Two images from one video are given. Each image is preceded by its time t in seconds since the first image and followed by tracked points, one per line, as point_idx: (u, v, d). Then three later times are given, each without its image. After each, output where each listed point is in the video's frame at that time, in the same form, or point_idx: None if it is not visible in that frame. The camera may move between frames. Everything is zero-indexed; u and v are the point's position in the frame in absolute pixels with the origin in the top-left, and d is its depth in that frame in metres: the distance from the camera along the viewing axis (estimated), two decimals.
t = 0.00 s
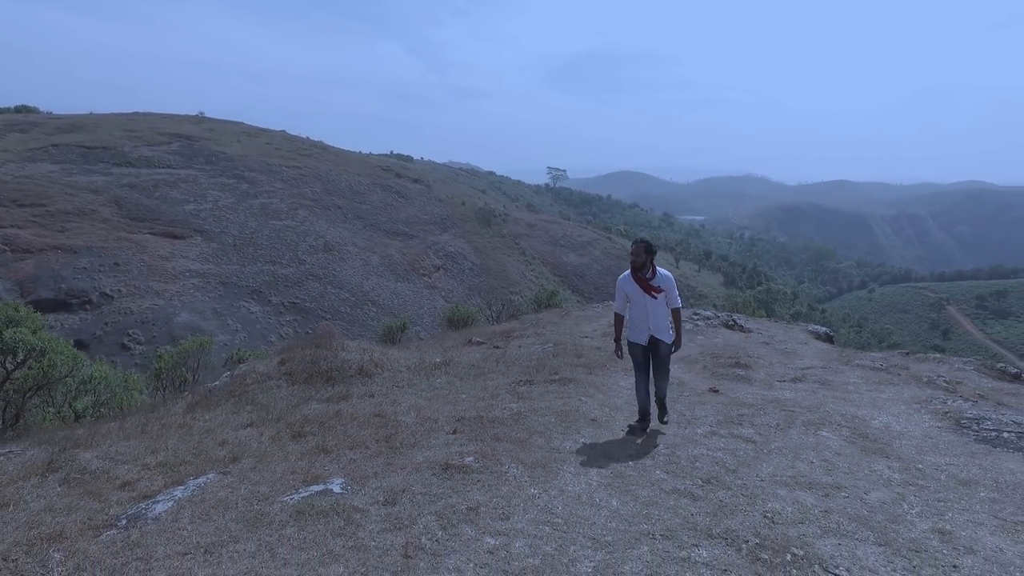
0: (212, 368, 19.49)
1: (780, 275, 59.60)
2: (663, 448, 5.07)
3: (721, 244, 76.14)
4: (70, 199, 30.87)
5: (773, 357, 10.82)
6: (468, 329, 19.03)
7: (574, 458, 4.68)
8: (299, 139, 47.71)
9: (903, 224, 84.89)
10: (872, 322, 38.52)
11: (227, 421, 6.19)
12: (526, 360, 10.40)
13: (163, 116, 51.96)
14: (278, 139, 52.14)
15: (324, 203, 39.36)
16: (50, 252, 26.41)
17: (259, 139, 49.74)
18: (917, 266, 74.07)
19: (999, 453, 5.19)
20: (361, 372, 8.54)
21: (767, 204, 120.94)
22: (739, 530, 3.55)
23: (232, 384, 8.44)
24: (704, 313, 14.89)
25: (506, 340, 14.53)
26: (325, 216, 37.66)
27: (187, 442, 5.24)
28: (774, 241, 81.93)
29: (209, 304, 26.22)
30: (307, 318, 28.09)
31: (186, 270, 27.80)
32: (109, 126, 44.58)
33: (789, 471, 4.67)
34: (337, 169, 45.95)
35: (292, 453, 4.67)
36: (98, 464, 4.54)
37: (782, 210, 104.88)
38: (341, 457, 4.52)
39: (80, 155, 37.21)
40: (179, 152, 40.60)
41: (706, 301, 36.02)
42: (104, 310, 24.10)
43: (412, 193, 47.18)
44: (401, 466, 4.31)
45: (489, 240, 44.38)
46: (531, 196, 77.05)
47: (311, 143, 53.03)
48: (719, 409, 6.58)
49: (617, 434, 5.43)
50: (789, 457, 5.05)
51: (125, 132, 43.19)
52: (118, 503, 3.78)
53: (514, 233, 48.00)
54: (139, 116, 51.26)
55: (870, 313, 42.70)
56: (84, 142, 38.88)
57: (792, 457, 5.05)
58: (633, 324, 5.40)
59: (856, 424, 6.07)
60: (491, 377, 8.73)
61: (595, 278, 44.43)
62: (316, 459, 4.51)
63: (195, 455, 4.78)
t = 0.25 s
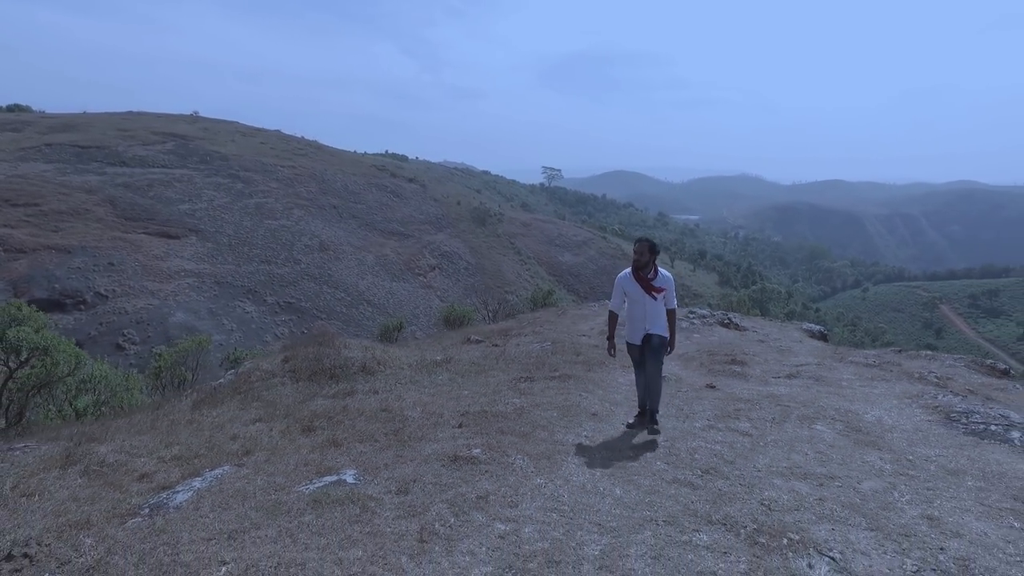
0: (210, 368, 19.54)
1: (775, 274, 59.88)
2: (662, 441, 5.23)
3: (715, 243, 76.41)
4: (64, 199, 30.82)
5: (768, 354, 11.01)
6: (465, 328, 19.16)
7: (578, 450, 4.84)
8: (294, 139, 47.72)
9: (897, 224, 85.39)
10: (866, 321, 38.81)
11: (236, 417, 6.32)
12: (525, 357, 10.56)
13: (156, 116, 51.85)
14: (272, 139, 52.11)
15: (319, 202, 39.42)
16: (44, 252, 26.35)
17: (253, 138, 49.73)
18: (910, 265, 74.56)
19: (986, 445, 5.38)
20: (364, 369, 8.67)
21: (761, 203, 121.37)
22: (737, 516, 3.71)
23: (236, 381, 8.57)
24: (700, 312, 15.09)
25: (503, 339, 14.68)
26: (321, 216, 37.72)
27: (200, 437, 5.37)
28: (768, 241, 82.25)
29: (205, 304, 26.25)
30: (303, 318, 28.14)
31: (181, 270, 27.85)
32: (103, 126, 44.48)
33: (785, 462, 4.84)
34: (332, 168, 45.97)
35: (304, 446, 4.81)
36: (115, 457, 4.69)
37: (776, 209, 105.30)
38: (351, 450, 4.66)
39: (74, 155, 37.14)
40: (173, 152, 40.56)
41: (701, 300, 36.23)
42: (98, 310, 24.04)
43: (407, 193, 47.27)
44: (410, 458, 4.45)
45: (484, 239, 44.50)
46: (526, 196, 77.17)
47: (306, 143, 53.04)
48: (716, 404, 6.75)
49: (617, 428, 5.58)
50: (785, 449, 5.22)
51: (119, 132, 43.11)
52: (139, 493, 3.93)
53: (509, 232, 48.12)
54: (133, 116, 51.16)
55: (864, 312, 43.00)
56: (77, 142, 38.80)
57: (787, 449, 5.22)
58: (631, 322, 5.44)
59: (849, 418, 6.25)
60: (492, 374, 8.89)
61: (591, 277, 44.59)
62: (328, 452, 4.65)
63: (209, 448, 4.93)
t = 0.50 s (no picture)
0: (202, 368, 19.54)
1: (766, 274, 60.36)
2: (658, 436, 5.36)
3: (706, 242, 76.87)
4: (52, 199, 30.64)
5: (759, 352, 11.19)
6: (457, 328, 19.28)
7: (576, 445, 4.97)
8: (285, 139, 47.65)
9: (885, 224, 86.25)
10: (855, 319, 39.23)
11: (239, 414, 6.42)
12: (519, 356, 10.68)
13: (145, 115, 51.57)
14: (263, 138, 51.98)
15: (310, 202, 39.40)
16: (32, 253, 26.17)
17: (244, 138, 49.61)
18: (898, 264, 75.38)
19: (971, 438, 5.57)
20: (361, 368, 8.78)
21: (751, 203, 122.13)
22: (731, 506, 3.85)
23: (235, 381, 8.65)
24: (691, 310, 15.27)
25: (497, 338, 14.80)
26: (312, 215, 37.70)
27: (205, 434, 5.47)
28: (758, 240, 82.84)
29: (195, 304, 26.19)
30: (294, 318, 28.13)
31: (171, 270, 27.78)
32: (92, 125, 44.24)
33: (777, 456, 4.99)
34: (323, 168, 45.94)
35: (309, 442, 4.92)
36: (124, 454, 4.78)
37: (765, 209, 106.01)
38: (356, 445, 4.78)
39: (62, 154, 36.92)
40: (163, 151, 40.41)
41: (692, 300, 36.50)
42: (87, 311, 23.92)
43: (399, 193, 47.32)
44: (414, 453, 4.57)
45: (476, 239, 44.63)
46: (517, 195, 77.36)
47: (297, 142, 52.99)
48: (710, 401, 6.89)
49: (614, 424, 5.71)
50: (776, 443, 5.38)
51: (108, 131, 42.90)
52: (152, 487, 4.04)
53: (501, 232, 48.27)
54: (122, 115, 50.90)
55: (853, 311, 43.45)
56: (66, 141, 38.57)
57: (779, 443, 5.37)
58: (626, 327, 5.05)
59: (839, 413, 6.42)
60: (488, 372, 9.01)
61: (582, 277, 44.79)
62: (334, 447, 4.77)
63: (217, 444, 5.03)
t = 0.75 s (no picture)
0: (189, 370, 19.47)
1: (751, 274, 60.95)
2: (648, 434, 5.51)
3: (691, 242, 77.45)
4: (33, 200, 30.31)
5: (745, 352, 11.41)
6: (445, 329, 19.38)
7: (568, 443, 5.11)
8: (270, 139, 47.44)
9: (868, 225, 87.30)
10: (839, 319, 39.77)
11: (235, 416, 6.50)
12: (509, 357, 10.81)
13: (127, 115, 51.09)
14: (247, 139, 51.70)
15: (296, 203, 39.29)
16: (12, 254, 25.87)
17: (228, 139, 49.35)
18: (880, 264, 76.42)
19: (947, 434, 5.80)
20: (354, 369, 8.88)
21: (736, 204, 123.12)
22: (718, 501, 4.01)
23: (228, 383, 8.72)
24: (678, 311, 15.49)
25: (486, 339, 14.93)
26: (298, 217, 37.60)
27: (202, 436, 5.55)
28: (743, 241, 83.59)
29: (179, 307, 26.01)
30: (280, 320, 28.04)
31: (155, 272, 27.60)
32: (73, 125, 43.79)
33: (762, 452, 5.17)
34: (309, 169, 45.81)
35: (307, 443, 5.03)
36: (124, 456, 4.85)
37: (750, 210, 106.93)
38: (354, 446, 4.89)
39: (42, 155, 36.52)
40: (146, 152, 40.06)
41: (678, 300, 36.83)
42: (69, 314, 23.69)
43: (385, 194, 47.28)
44: (411, 453, 4.68)
45: (462, 240, 44.71)
46: (504, 196, 77.50)
47: (282, 143, 52.74)
48: (697, 400, 7.07)
49: (604, 423, 5.85)
50: (762, 440, 5.55)
51: (90, 131, 42.49)
52: (155, 488, 4.12)
53: (487, 233, 48.39)
54: (103, 115, 50.37)
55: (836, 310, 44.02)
56: (46, 142, 38.15)
57: (764, 440, 5.55)
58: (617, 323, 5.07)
59: (821, 411, 6.63)
60: (479, 374, 9.13)
61: (569, 277, 44.98)
62: (331, 448, 4.87)
63: (215, 446, 5.12)
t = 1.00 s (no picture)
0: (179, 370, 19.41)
1: (739, 272, 61.41)
2: (640, 431, 5.65)
3: (679, 241, 77.87)
4: (18, 200, 30.03)
5: (733, 350, 11.62)
6: (436, 328, 19.47)
7: (563, 440, 5.25)
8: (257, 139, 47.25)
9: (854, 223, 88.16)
10: (827, 317, 40.18)
11: (233, 416, 6.58)
12: (502, 356, 10.95)
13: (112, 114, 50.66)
14: (235, 138, 51.44)
15: (284, 203, 39.19)
16: None
17: (215, 138, 49.10)
18: (867, 262, 77.24)
19: (928, 428, 5.99)
20: (349, 369, 8.97)
21: (724, 203, 123.84)
22: (709, 494, 4.15)
23: (224, 383, 8.79)
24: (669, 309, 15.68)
25: (478, 338, 15.06)
26: (287, 216, 37.52)
27: (203, 435, 5.64)
28: (732, 240, 84.11)
29: (167, 307, 25.85)
30: (268, 320, 27.96)
31: (141, 272, 27.42)
32: (57, 124, 43.39)
33: (750, 447, 5.32)
34: (298, 169, 45.69)
35: (306, 441, 5.13)
36: (127, 455, 4.93)
37: (738, 209, 107.60)
38: (352, 444, 5.00)
39: (26, 154, 36.17)
40: (132, 151, 39.78)
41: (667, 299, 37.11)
42: (54, 315, 23.48)
43: (374, 193, 47.25)
44: (410, 450, 4.80)
45: (452, 239, 44.78)
46: (493, 196, 77.57)
47: (269, 142, 52.53)
48: (687, 397, 7.25)
49: (597, 420, 6.00)
50: (749, 435, 5.72)
51: (75, 131, 42.13)
52: (161, 486, 4.21)
53: (477, 232, 48.49)
54: (88, 114, 49.94)
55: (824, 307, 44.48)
56: (30, 141, 37.81)
57: (751, 435, 5.71)
58: (608, 328, 5.03)
59: (808, 407, 6.82)
60: (473, 372, 9.26)
61: (559, 276, 45.12)
62: (331, 445, 4.97)
63: (217, 445, 5.21)
